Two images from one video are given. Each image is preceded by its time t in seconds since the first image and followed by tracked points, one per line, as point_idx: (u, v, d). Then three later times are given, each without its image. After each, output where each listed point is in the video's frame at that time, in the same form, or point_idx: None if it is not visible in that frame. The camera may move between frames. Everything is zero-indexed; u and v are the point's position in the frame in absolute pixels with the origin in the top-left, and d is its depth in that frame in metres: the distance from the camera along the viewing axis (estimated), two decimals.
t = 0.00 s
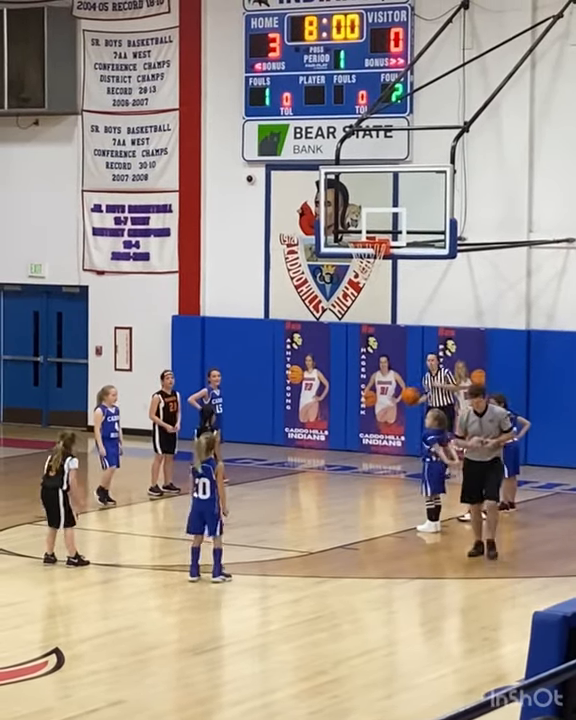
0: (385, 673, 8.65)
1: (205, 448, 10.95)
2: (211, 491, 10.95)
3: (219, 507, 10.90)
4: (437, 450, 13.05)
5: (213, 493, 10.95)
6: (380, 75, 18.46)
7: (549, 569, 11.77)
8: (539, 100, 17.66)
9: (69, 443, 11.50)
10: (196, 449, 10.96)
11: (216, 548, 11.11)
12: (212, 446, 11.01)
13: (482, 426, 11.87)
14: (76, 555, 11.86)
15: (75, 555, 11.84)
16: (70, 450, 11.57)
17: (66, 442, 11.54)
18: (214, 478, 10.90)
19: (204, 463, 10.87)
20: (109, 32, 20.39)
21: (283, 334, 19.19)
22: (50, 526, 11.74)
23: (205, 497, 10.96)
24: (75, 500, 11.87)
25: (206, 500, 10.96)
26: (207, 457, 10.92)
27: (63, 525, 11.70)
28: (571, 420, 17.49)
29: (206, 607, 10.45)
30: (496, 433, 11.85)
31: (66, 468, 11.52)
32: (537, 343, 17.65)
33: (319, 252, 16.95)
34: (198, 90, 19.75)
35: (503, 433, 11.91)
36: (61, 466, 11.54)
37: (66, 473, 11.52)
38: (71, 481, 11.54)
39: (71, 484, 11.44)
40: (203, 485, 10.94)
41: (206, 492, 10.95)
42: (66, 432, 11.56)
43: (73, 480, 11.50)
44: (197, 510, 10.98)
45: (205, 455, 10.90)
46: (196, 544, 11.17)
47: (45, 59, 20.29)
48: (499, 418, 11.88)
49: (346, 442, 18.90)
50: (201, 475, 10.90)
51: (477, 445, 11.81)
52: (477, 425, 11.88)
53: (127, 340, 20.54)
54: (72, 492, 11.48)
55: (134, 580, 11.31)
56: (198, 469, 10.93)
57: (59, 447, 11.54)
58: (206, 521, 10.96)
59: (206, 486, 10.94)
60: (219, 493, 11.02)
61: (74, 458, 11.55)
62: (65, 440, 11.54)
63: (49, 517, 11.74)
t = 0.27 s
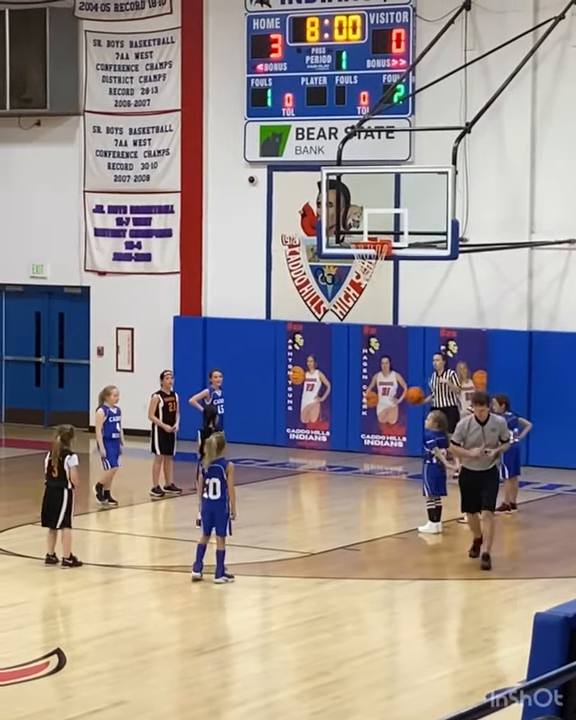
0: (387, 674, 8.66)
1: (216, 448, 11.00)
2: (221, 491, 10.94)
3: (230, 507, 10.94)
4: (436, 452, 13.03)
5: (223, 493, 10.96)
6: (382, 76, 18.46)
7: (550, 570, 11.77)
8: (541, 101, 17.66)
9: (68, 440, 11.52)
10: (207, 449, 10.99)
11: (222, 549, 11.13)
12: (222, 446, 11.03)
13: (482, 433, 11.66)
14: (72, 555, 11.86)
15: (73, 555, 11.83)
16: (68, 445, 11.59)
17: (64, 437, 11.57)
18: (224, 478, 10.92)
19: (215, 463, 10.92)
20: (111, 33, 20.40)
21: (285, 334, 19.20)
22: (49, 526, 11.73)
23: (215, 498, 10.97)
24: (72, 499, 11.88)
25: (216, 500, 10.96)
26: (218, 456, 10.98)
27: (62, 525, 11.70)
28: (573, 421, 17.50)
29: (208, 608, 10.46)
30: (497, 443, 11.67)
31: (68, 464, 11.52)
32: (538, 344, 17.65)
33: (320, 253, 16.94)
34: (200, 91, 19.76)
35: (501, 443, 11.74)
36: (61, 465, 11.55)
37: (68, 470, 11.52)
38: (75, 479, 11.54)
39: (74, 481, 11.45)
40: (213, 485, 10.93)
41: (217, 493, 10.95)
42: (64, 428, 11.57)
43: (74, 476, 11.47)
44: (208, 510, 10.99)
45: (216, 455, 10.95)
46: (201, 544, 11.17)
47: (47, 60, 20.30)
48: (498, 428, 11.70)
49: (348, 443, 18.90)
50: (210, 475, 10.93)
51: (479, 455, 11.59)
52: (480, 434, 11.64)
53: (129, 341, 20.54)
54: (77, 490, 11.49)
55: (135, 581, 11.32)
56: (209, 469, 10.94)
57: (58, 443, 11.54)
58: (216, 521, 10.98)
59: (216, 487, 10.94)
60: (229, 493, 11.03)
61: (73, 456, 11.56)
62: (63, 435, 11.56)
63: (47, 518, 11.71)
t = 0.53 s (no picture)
0: (388, 674, 8.66)
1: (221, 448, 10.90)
2: (224, 491, 10.96)
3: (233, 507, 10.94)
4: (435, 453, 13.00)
5: (225, 493, 10.97)
6: (384, 76, 18.45)
7: (551, 570, 11.77)
8: (543, 101, 17.66)
9: (71, 440, 11.51)
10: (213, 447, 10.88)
11: (223, 549, 11.11)
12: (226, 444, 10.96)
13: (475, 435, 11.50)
14: (72, 556, 11.86)
15: (73, 555, 11.84)
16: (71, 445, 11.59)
17: (67, 437, 11.56)
18: (227, 478, 10.95)
19: (220, 463, 10.88)
20: (113, 33, 20.40)
21: (287, 334, 19.19)
22: (56, 527, 11.70)
23: (217, 498, 10.97)
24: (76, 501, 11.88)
25: (218, 500, 10.97)
26: (223, 456, 10.90)
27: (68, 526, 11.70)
28: (575, 422, 17.49)
29: (209, 608, 10.46)
30: (489, 444, 11.47)
31: (74, 464, 11.53)
32: (540, 344, 17.63)
33: (322, 253, 16.95)
34: (202, 92, 19.76)
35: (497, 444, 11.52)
36: (67, 465, 11.57)
37: (74, 469, 11.53)
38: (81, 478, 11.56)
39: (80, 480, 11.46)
40: (216, 485, 10.94)
41: (219, 493, 10.96)
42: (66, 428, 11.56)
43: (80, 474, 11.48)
44: (210, 510, 10.97)
45: (221, 456, 10.89)
46: (203, 544, 11.16)
47: (49, 60, 20.30)
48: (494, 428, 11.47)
49: (349, 443, 18.90)
50: (213, 475, 10.94)
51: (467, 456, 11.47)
52: (469, 434, 11.49)
53: (130, 341, 20.54)
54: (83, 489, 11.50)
55: (136, 581, 11.32)
56: (212, 470, 10.92)
57: (61, 443, 11.54)
58: (218, 521, 10.96)
59: (218, 487, 10.95)
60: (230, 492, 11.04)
61: (78, 457, 11.59)
62: (65, 435, 11.54)
63: (52, 519, 11.69)
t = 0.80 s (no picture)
0: (389, 674, 8.66)
1: (215, 448, 10.99)
2: (219, 490, 10.96)
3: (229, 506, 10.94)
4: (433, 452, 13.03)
5: (220, 492, 10.97)
6: (386, 76, 18.43)
7: (553, 570, 11.76)
8: (544, 101, 17.65)
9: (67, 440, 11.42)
10: (206, 448, 10.98)
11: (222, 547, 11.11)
12: (219, 445, 11.03)
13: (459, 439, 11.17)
14: (73, 555, 11.86)
15: (73, 555, 11.84)
16: (66, 444, 11.52)
17: (63, 436, 11.47)
18: (222, 478, 10.94)
19: (214, 463, 10.89)
20: (115, 32, 20.40)
21: (288, 334, 19.18)
22: (52, 527, 11.69)
23: (212, 497, 10.98)
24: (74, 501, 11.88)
25: (212, 499, 10.97)
26: (217, 456, 10.94)
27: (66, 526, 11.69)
28: None
29: (210, 607, 10.46)
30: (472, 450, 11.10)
31: (70, 463, 11.57)
32: (542, 343, 17.62)
33: (323, 253, 16.95)
34: (204, 91, 19.75)
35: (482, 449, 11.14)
36: (64, 465, 11.58)
37: (70, 468, 11.57)
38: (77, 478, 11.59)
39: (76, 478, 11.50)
40: (210, 484, 10.94)
41: (214, 492, 10.96)
42: (62, 427, 11.47)
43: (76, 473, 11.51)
44: (205, 509, 10.98)
45: (215, 456, 10.92)
46: (201, 543, 11.17)
47: (51, 59, 20.30)
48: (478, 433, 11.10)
49: (351, 442, 18.90)
50: (208, 474, 10.93)
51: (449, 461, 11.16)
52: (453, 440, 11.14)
53: (132, 340, 20.55)
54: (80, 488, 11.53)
55: (137, 581, 11.32)
56: (207, 469, 10.93)
57: (57, 442, 11.46)
58: (213, 520, 10.97)
59: (213, 486, 10.95)
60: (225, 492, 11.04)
61: (74, 455, 11.60)
62: (62, 436, 11.45)
63: (50, 519, 11.68)
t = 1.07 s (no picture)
0: (390, 673, 8.66)
1: (207, 448, 10.99)
2: (212, 490, 10.96)
3: (222, 505, 10.93)
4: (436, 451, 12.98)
5: (214, 493, 10.97)
6: (387, 75, 18.43)
7: (554, 569, 11.76)
8: (546, 100, 17.65)
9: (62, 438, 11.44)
10: (199, 447, 10.99)
11: (219, 546, 11.14)
12: (214, 445, 11.02)
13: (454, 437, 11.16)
14: (73, 554, 11.86)
15: (73, 554, 11.83)
16: (63, 443, 11.62)
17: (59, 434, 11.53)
18: (215, 477, 10.93)
19: (205, 463, 10.90)
20: (117, 32, 20.41)
21: (290, 334, 19.17)
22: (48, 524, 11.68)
23: (206, 496, 10.98)
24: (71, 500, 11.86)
25: (206, 499, 10.97)
26: (209, 455, 10.96)
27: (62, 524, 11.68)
28: None
29: (211, 607, 10.46)
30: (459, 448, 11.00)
31: (65, 463, 11.51)
32: (543, 343, 17.61)
33: (325, 252, 16.95)
34: (205, 91, 19.75)
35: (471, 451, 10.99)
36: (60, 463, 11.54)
37: (66, 468, 11.52)
38: (74, 476, 11.54)
39: (72, 477, 11.47)
40: (204, 483, 10.96)
41: (208, 491, 10.97)
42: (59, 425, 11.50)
43: (71, 470, 11.50)
44: (198, 509, 10.99)
45: (206, 455, 10.94)
46: (199, 543, 11.19)
47: (52, 58, 20.30)
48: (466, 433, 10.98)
49: (353, 442, 18.91)
50: (201, 473, 10.93)
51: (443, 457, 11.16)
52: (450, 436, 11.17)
53: (133, 339, 20.55)
54: (76, 486, 11.50)
55: (137, 580, 11.31)
56: (200, 468, 10.94)
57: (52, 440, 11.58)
58: (206, 520, 10.98)
59: (207, 486, 10.96)
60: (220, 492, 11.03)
61: (70, 454, 11.55)
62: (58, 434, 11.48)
63: (45, 517, 11.66)
